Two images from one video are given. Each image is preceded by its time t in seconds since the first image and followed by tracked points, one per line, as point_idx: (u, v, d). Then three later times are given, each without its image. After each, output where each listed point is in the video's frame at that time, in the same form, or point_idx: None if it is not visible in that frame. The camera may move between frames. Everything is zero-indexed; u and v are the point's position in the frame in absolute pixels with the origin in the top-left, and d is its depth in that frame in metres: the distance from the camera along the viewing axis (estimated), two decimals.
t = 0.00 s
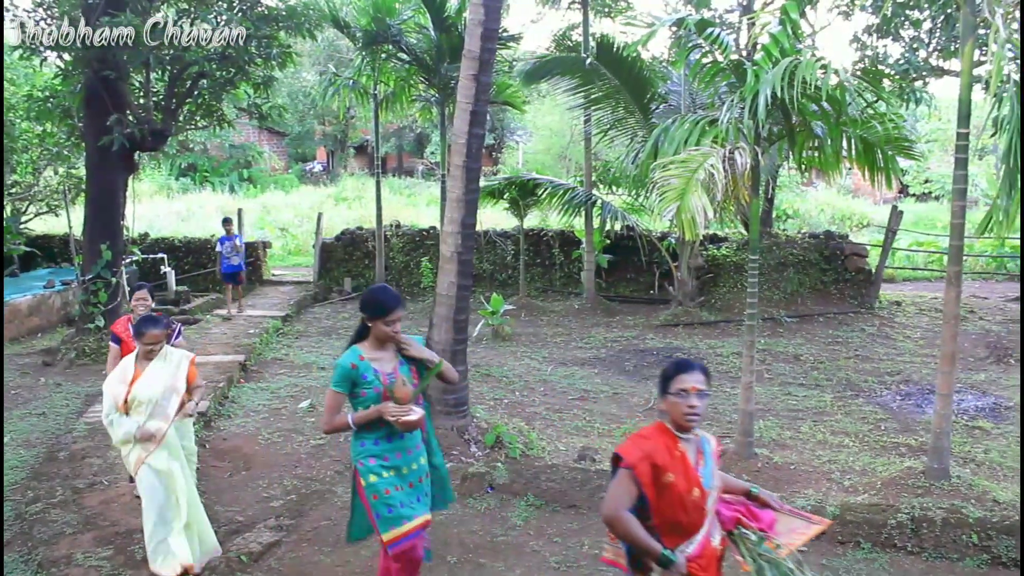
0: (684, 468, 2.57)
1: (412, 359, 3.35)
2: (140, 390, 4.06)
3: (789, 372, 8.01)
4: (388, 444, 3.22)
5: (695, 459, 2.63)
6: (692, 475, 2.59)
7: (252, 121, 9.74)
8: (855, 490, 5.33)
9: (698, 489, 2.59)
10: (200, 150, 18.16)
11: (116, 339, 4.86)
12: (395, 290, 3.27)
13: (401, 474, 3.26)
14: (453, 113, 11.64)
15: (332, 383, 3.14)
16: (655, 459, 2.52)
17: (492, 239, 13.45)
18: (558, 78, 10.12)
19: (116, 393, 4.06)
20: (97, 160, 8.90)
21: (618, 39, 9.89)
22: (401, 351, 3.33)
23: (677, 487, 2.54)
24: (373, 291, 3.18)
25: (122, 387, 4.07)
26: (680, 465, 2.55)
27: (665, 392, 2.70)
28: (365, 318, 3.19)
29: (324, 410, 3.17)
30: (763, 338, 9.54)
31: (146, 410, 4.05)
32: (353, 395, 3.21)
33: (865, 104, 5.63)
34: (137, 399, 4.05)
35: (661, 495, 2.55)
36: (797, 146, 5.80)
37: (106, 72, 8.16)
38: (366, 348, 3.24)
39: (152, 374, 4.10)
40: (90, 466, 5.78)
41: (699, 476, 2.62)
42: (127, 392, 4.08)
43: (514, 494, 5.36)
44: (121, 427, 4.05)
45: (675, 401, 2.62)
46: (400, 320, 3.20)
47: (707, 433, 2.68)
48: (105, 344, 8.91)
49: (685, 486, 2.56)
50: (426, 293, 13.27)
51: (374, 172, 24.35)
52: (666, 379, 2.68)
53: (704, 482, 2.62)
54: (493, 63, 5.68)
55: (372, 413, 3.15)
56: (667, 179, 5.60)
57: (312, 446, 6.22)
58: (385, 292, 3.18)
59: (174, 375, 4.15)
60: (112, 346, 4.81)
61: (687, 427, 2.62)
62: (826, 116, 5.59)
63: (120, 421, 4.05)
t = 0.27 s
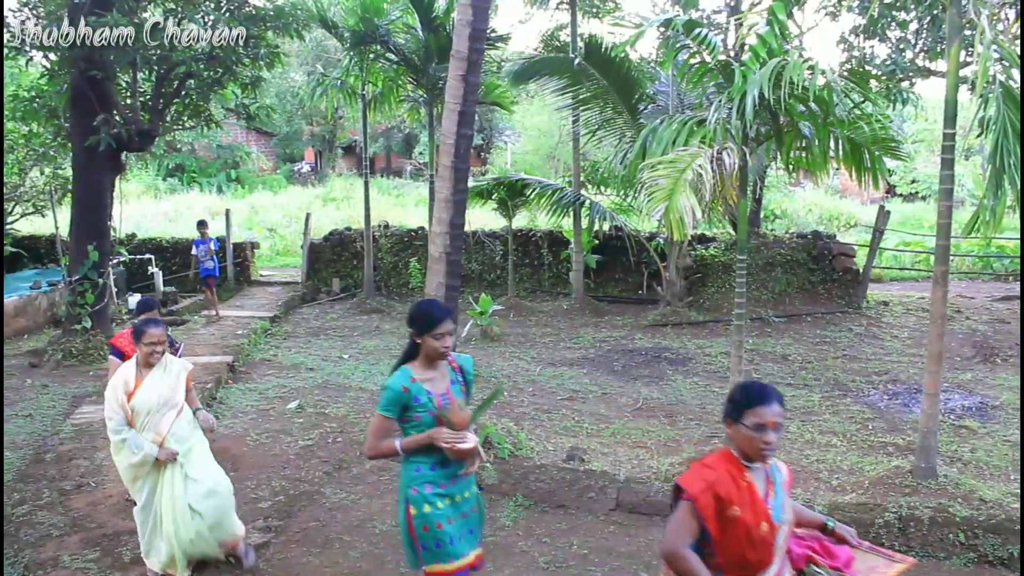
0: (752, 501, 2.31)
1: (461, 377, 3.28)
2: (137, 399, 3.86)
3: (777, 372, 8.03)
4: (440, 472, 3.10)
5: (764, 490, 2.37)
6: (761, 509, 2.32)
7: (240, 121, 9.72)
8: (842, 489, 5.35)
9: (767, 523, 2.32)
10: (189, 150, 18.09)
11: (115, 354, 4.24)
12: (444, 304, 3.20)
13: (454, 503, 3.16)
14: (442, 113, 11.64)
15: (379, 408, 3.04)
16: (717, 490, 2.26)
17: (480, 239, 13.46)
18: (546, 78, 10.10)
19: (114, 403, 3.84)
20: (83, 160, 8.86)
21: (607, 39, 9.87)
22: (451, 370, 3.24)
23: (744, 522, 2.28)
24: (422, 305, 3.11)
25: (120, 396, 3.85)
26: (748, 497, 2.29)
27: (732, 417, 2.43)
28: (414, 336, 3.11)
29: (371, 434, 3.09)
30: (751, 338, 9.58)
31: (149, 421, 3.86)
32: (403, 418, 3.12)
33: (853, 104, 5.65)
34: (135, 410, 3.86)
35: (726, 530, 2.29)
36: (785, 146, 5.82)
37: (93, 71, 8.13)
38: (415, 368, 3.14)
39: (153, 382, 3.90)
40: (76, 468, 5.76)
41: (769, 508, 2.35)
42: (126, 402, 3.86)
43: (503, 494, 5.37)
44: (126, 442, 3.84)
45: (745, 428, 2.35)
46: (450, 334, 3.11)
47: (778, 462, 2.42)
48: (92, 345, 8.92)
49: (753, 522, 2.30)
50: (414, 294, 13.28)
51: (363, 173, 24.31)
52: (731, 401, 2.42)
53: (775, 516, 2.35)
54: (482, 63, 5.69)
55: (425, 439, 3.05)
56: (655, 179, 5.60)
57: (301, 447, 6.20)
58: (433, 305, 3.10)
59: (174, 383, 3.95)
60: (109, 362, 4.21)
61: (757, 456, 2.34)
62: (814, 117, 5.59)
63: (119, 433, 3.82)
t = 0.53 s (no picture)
0: (842, 529, 2.17)
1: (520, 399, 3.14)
2: (185, 411, 3.77)
3: (770, 371, 8.05)
4: (497, 499, 2.98)
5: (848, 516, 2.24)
6: (852, 537, 2.19)
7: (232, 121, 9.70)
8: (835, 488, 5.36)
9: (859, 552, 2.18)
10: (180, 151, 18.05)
11: (117, 370, 4.32)
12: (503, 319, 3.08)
13: (510, 532, 2.99)
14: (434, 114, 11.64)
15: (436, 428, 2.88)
16: (814, 519, 2.09)
17: (472, 240, 13.46)
18: (538, 79, 10.10)
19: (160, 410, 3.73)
20: (74, 160, 8.83)
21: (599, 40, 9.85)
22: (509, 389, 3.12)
23: (840, 551, 2.12)
24: (486, 319, 2.98)
25: (167, 405, 3.74)
26: (840, 525, 2.14)
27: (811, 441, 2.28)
28: (474, 352, 2.99)
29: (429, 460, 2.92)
30: (744, 338, 9.60)
31: (191, 438, 3.80)
32: (462, 441, 2.97)
33: (844, 104, 5.64)
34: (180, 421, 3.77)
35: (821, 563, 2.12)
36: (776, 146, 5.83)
37: (83, 71, 8.10)
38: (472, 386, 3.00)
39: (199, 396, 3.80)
40: (68, 469, 5.74)
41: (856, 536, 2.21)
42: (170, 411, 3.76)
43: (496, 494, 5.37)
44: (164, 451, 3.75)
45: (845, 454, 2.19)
46: (511, 350, 2.98)
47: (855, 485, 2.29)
48: (83, 346, 8.88)
49: (845, 551, 2.14)
50: (407, 294, 13.28)
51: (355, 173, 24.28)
52: (817, 418, 2.26)
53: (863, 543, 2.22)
54: (474, 63, 5.69)
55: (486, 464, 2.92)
56: (648, 179, 5.59)
57: (293, 448, 6.20)
58: (497, 319, 2.98)
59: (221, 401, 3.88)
60: (111, 379, 4.31)
61: (851, 481, 2.21)
62: (805, 117, 5.60)
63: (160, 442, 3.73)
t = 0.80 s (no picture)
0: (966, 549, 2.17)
1: (589, 411, 2.98)
2: (204, 409, 3.79)
3: (759, 371, 8.07)
4: (560, 517, 2.81)
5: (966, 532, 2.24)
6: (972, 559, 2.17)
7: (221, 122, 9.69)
8: (825, 487, 5.38)
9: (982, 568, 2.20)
10: (169, 152, 18.01)
11: (127, 377, 4.08)
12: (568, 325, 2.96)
13: (572, 553, 2.85)
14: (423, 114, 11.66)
15: (494, 437, 2.77)
16: (948, 544, 2.09)
17: (461, 240, 13.45)
18: (527, 79, 10.11)
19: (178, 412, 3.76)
20: (62, 160, 8.80)
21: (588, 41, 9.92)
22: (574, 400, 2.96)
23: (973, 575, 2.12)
24: (549, 325, 2.88)
25: (186, 404, 3.78)
26: (969, 546, 2.15)
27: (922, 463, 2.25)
28: (537, 359, 2.87)
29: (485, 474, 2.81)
30: (733, 337, 9.62)
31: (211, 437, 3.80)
32: (522, 455, 2.83)
33: (833, 104, 5.65)
34: (199, 419, 3.80)
35: None
36: (765, 146, 5.81)
37: (71, 71, 8.07)
38: (535, 396, 2.88)
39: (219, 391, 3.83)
40: (56, 472, 5.72)
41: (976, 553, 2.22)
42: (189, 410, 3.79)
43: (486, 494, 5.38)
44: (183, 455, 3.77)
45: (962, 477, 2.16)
46: (575, 357, 2.85)
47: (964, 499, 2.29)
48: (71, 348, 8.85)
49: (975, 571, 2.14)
50: (397, 294, 13.28)
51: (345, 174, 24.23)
52: (930, 438, 2.23)
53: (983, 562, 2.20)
54: (464, 63, 5.70)
55: (549, 478, 2.78)
56: (637, 179, 5.59)
57: (284, 449, 6.18)
58: (560, 325, 2.87)
59: (240, 394, 3.90)
60: (121, 387, 4.06)
61: (966, 501, 2.18)
62: (794, 116, 5.60)
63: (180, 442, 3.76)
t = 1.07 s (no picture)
0: None
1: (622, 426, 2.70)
2: (209, 433, 3.24)
3: (733, 369, 8.12)
4: (612, 538, 2.56)
5: None
6: None
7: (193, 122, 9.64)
8: (798, 484, 5.42)
9: None
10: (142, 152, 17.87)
11: (143, 378, 3.88)
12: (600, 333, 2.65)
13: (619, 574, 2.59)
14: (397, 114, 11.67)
15: (536, 462, 2.44)
16: None
17: (436, 241, 13.41)
18: (502, 79, 10.10)
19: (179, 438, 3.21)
20: (31, 163, 8.80)
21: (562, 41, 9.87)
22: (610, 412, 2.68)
23: None
24: (588, 335, 2.54)
25: (187, 431, 3.23)
26: None
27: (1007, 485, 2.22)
28: (574, 372, 2.55)
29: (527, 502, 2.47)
30: (708, 335, 9.68)
31: (220, 460, 3.26)
32: (564, 479, 2.52)
33: (805, 104, 5.66)
34: (204, 446, 3.24)
35: None
36: (739, 146, 5.80)
37: (40, 71, 7.99)
38: (575, 413, 2.55)
39: (222, 406, 3.30)
40: (26, 476, 5.66)
41: None
42: (192, 437, 3.25)
43: (461, 495, 5.39)
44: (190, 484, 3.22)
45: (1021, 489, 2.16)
46: (619, 368, 2.53)
47: None
48: (43, 351, 8.75)
49: None
50: (372, 295, 13.28)
51: (320, 174, 24.14)
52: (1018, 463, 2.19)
53: None
54: (438, 63, 5.71)
55: (598, 501, 2.48)
56: (611, 179, 5.58)
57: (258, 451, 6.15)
58: (598, 335, 2.54)
59: (248, 410, 3.36)
60: (137, 389, 3.87)
61: None
62: (767, 116, 5.62)
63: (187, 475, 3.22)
